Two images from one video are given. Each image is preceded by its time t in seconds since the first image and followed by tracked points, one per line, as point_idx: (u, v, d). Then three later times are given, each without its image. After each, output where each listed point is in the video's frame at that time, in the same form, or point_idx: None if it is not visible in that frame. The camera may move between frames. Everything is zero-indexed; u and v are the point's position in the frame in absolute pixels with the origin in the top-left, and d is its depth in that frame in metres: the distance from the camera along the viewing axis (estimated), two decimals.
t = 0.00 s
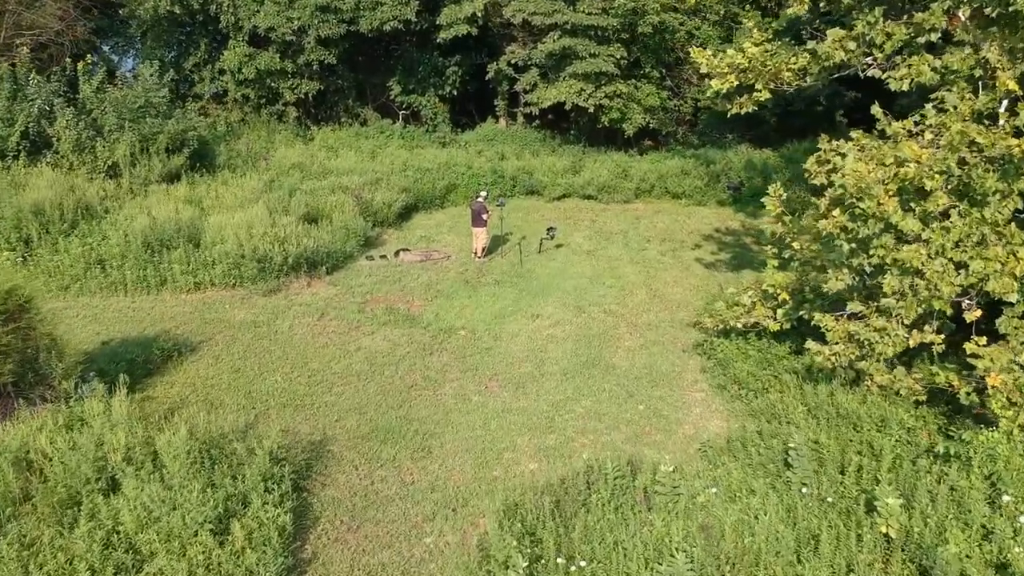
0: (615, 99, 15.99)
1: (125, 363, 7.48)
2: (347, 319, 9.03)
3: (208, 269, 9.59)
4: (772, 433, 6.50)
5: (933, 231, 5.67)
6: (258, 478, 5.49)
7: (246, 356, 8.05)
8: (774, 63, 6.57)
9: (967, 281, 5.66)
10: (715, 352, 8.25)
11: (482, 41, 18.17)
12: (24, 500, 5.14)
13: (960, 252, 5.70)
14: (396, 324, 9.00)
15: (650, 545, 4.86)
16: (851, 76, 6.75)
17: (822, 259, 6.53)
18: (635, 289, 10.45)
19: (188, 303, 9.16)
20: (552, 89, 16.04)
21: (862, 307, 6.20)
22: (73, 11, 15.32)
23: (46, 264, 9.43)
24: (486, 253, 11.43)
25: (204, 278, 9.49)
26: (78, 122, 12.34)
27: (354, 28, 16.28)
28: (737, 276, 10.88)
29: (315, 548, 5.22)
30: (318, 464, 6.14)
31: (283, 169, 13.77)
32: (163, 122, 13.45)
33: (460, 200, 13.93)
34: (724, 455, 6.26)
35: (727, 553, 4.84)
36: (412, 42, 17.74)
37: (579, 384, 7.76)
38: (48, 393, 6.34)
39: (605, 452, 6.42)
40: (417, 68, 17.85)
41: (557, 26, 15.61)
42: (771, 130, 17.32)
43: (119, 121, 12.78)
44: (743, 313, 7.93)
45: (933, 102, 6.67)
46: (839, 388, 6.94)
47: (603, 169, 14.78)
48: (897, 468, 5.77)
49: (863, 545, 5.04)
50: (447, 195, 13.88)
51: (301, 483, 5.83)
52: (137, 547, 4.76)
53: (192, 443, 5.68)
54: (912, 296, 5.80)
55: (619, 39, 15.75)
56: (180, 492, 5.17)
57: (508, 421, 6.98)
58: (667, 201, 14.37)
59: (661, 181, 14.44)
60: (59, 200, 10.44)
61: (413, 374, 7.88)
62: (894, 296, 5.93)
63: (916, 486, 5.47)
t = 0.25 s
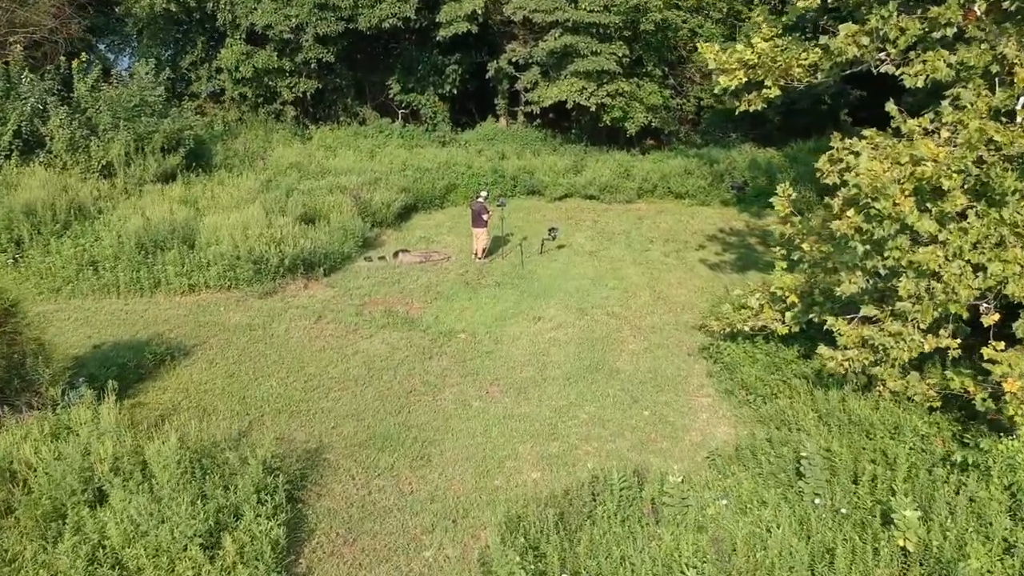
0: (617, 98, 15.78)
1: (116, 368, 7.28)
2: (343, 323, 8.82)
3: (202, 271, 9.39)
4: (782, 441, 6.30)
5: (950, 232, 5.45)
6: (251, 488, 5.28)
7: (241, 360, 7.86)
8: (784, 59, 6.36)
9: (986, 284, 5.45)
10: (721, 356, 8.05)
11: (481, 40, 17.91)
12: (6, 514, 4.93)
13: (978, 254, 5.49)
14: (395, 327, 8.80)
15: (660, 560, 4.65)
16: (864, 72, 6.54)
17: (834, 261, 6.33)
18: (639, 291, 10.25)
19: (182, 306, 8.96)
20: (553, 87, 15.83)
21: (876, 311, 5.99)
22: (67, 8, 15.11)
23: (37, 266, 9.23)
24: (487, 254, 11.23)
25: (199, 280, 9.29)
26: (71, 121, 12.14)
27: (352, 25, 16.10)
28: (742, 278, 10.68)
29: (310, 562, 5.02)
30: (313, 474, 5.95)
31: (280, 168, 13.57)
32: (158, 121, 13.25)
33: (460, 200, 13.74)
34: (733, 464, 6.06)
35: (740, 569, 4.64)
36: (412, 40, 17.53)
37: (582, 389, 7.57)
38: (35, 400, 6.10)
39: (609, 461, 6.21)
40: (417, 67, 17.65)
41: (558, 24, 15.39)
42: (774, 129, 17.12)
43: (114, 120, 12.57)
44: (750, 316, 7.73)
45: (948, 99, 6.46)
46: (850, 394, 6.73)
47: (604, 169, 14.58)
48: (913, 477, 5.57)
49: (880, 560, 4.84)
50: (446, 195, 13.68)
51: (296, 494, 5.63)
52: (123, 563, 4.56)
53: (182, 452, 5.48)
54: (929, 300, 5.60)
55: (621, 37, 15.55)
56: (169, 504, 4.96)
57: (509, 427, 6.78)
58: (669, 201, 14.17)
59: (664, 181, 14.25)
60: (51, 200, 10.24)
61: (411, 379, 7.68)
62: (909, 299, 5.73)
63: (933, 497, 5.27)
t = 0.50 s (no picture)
0: (619, 96, 15.53)
1: (105, 374, 7.05)
2: (340, 327, 8.58)
3: (195, 273, 9.16)
4: (794, 451, 6.08)
5: (970, 234, 5.22)
6: (242, 502, 5.05)
7: (234, 365, 7.63)
8: (796, 54, 6.14)
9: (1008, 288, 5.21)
10: (728, 361, 7.82)
11: (481, 38, 17.64)
12: None
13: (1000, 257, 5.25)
14: (393, 331, 8.57)
15: None
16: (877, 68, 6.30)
17: (848, 264, 6.10)
18: (642, 293, 10.03)
19: (175, 309, 8.73)
20: (554, 86, 15.58)
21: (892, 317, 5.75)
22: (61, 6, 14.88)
23: (25, 268, 9.00)
24: (487, 256, 11.00)
25: (192, 283, 9.05)
26: (63, 120, 11.90)
27: (350, 23, 15.90)
28: (748, 280, 10.46)
29: None
30: (307, 485, 5.72)
31: (277, 168, 13.35)
32: (153, 120, 13.02)
33: (460, 200, 13.52)
34: (743, 475, 5.83)
35: None
36: (411, 38, 17.30)
37: (586, 395, 7.34)
38: (18, 409, 5.88)
39: (615, 471, 5.99)
40: (416, 65, 17.41)
41: (560, 22, 15.15)
42: (778, 128, 16.90)
43: (107, 119, 12.34)
44: (759, 321, 7.51)
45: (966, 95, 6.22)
46: (863, 402, 6.50)
47: (607, 168, 14.35)
48: (932, 490, 5.34)
49: None
50: (446, 195, 13.46)
51: (289, 507, 5.40)
52: None
53: (169, 463, 5.25)
54: (948, 305, 5.36)
55: (623, 35, 15.32)
56: (155, 519, 4.73)
57: (511, 436, 6.55)
58: (672, 202, 13.95)
59: (667, 181, 14.02)
60: (41, 200, 10.01)
61: (409, 385, 7.45)
62: (927, 304, 5.49)
63: (954, 511, 5.04)
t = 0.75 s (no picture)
0: (621, 95, 15.31)
1: (94, 379, 6.85)
2: (336, 330, 8.37)
3: (189, 275, 8.96)
4: (805, 460, 5.88)
5: (990, 235, 5.01)
6: (233, 515, 4.84)
7: (227, 370, 7.43)
8: (807, 49, 5.95)
9: None
10: (736, 366, 7.63)
11: (481, 36, 17.51)
12: None
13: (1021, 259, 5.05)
14: (391, 334, 8.37)
15: None
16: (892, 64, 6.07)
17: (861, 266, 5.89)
18: (646, 295, 9.84)
19: (168, 312, 8.53)
20: (555, 85, 15.38)
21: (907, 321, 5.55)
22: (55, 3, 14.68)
23: (16, 270, 8.80)
24: (487, 257, 10.80)
25: (185, 285, 8.85)
26: (56, 118, 11.71)
27: (349, 21, 15.70)
28: (754, 282, 10.27)
29: None
30: (301, 496, 5.51)
31: (274, 168, 13.15)
32: (148, 119, 12.82)
33: (460, 200, 13.33)
34: (753, 485, 5.63)
35: None
36: (410, 37, 17.11)
37: (589, 401, 7.14)
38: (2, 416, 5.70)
39: (620, 482, 5.79)
40: (416, 63, 17.20)
41: (561, 19, 14.97)
42: (782, 128, 16.71)
43: (102, 118, 12.13)
44: (767, 324, 7.32)
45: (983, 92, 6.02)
46: (876, 408, 6.31)
47: (609, 168, 14.16)
48: (950, 501, 5.14)
49: None
50: (445, 195, 13.27)
51: (282, 519, 5.20)
52: None
53: (157, 474, 5.04)
54: (966, 309, 5.16)
55: (625, 32, 15.13)
56: (142, 534, 4.52)
57: (513, 443, 6.35)
58: (675, 202, 13.76)
59: (670, 181, 13.82)
60: (32, 201, 9.81)
61: (408, 391, 7.25)
62: (944, 309, 5.29)
63: (974, 525, 4.84)
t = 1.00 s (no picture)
0: (623, 94, 15.06)
1: (82, 386, 6.62)
2: (333, 334, 8.15)
3: (183, 278, 8.73)
4: (820, 472, 5.65)
5: (1016, 238, 4.77)
6: (223, 532, 4.60)
7: (220, 376, 7.21)
8: (821, 44, 5.74)
9: None
10: (744, 372, 7.41)
11: (481, 34, 17.32)
12: None
13: None
14: (389, 339, 8.13)
15: None
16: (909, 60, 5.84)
17: (879, 269, 5.65)
18: (651, 298, 9.62)
19: (160, 316, 8.30)
20: (557, 83, 15.16)
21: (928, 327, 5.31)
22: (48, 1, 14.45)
23: (4, 273, 8.57)
24: (488, 259, 10.57)
25: (178, 288, 8.62)
26: (48, 117, 11.47)
27: (347, 18, 15.49)
28: (760, 284, 10.05)
29: None
30: (294, 510, 5.29)
31: (271, 168, 12.93)
32: (142, 118, 12.60)
33: (460, 201, 13.11)
34: (767, 498, 5.40)
35: None
36: (409, 35, 16.89)
37: (594, 408, 6.91)
38: None
39: (627, 495, 5.56)
40: (415, 62, 16.97)
41: (562, 17, 14.76)
42: (786, 127, 16.50)
43: (95, 117, 11.91)
44: (777, 329, 7.10)
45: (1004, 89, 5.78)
46: (893, 416, 6.07)
47: (611, 168, 13.93)
48: (974, 515, 4.91)
49: None
50: (445, 196, 13.05)
51: (275, 536, 4.97)
52: None
53: (143, 488, 4.81)
54: (991, 314, 4.92)
55: (628, 30, 14.89)
56: (126, 551, 4.27)
57: (515, 453, 6.12)
58: (679, 202, 13.54)
59: (673, 181, 13.60)
60: (22, 201, 9.58)
61: (406, 397, 7.02)
62: (967, 314, 5.05)
63: (1001, 541, 4.61)
